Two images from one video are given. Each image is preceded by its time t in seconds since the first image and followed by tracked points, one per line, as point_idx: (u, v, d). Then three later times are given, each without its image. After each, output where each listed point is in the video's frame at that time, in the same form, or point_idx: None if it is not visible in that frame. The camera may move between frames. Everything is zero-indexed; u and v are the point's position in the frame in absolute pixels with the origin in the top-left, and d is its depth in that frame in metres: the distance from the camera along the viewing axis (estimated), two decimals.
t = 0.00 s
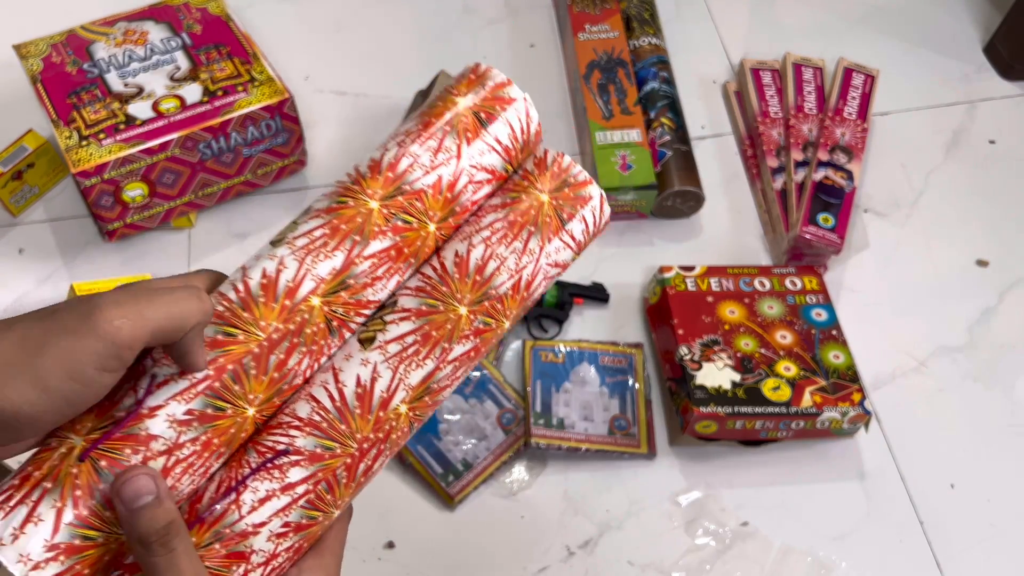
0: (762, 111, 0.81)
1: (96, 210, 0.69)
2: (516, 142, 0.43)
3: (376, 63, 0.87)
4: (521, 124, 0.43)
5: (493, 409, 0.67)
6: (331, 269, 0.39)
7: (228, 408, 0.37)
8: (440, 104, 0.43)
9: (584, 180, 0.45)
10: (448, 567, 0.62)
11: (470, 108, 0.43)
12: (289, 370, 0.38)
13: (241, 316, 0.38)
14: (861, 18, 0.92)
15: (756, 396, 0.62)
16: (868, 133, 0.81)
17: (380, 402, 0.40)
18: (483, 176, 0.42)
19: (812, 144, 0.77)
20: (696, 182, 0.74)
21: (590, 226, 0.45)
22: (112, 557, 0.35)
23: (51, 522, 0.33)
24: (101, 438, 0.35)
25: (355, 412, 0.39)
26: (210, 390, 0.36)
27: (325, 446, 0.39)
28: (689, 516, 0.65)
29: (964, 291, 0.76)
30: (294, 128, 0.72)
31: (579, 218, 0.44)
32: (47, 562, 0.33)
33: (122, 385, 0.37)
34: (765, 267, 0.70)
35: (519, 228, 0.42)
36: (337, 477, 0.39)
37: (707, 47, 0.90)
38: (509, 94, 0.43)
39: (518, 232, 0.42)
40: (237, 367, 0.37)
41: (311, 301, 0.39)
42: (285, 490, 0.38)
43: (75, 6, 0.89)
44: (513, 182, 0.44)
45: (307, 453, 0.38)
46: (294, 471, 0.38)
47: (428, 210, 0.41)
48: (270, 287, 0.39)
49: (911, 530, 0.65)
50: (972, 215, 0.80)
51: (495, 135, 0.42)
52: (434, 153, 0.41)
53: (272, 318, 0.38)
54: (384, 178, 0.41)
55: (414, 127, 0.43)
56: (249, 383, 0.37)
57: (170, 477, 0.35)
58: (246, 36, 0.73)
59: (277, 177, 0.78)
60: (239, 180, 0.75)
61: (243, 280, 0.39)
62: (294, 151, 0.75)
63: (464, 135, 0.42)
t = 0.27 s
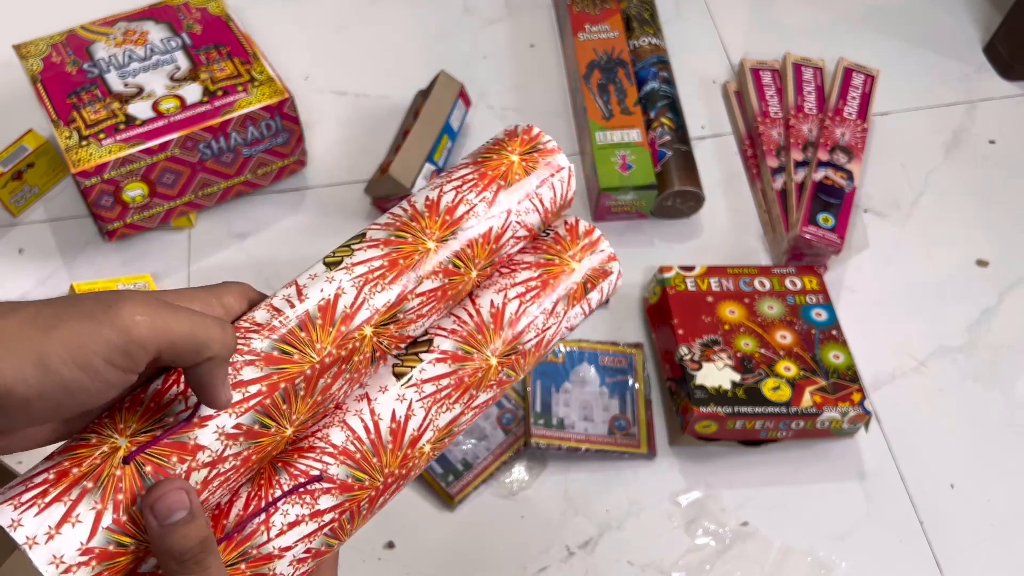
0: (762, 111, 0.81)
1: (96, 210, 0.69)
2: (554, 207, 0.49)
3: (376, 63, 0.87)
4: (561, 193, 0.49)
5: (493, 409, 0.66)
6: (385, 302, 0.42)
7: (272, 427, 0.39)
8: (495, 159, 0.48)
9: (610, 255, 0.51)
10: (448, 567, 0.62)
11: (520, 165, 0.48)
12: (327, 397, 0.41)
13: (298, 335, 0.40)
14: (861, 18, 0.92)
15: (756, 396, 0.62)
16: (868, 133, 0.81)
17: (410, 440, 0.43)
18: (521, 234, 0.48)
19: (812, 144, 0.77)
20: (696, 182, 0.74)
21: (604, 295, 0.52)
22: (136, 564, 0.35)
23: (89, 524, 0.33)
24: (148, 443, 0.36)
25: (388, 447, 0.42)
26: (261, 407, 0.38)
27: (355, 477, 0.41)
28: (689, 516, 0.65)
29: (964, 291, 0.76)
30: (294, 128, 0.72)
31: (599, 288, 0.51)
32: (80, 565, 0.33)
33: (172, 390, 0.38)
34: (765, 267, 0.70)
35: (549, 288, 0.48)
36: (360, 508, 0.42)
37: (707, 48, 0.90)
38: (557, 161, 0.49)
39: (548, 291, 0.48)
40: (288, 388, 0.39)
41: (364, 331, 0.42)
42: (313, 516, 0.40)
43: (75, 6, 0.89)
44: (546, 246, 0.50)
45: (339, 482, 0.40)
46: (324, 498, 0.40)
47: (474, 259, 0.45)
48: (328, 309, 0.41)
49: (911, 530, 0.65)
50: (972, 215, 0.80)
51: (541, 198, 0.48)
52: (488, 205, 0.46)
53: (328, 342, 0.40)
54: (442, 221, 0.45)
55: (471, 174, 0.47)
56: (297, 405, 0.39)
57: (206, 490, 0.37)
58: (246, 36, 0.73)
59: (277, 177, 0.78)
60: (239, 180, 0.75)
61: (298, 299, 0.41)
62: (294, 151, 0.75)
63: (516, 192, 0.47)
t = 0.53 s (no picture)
0: (762, 111, 0.81)
1: (96, 210, 0.69)
2: (583, 203, 0.47)
3: (375, 63, 0.87)
4: (591, 187, 0.47)
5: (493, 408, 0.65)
6: (394, 308, 0.42)
7: (272, 436, 0.39)
8: (521, 152, 0.46)
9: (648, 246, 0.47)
10: (448, 567, 0.62)
11: (548, 161, 0.46)
12: (334, 401, 0.41)
13: (301, 344, 0.40)
14: (862, 18, 0.92)
15: (756, 396, 0.62)
16: (868, 133, 0.81)
17: (429, 441, 0.42)
18: (545, 232, 0.46)
19: (812, 144, 0.77)
20: (696, 182, 0.74)
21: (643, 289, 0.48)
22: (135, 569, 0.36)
23: (84, 535, 0.34)
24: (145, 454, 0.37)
25: (404, 448, 0.41)
26: (260, 418, 0.39)
27: (369, 479, 0.40)
28: (689, 516, 0.65)
29: (964, 291, 0.76)
30: (294, 128, 0.72)
31: (635, 281, 0.47)
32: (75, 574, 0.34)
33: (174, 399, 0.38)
34: (765, 267, 0.70)
35: (582, 286, 0.45)
36: (377, 510, 0.41)
37: (707, 47, 0.90)
38: (586, 154, 0.46)
39: (580, 289, 0.45)
40: (289, 398, 0.39)
41: (372, 337, 0.41)
42: (325, 520, 0.39)
43: (75, 6, 0.89)
44: (580, 238, 0.47)
45: (352, 485, 0.40)
46: (337, 501, 0.40)
47: (493, 260, 0.44)
48: (335, 315, 0.41)
49: (911, 530, 0.65)
50: (972, 216, 0.80)
51: (567, 195, 0.46)
52: (509, 205, 0.45)
53: (332, 351, 0.41)
54: (459, 222, 0.44)
55: (493, 170, 0.45)
56: (298, 416, 0.40)
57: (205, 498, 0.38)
58: (246, 36, 0.73)
59: (277, 177, 0.78)
60: (239, 180, 0.75)
61: (306, 305, 0.41)
62: (294, 151, 0.75)
63: (540, 188, 0.45)
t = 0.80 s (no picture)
0: (761, 111, 0.81)
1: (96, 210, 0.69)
2: (562, 234, 0.49)
3: (375, 63, 0.87)
4: (569, 220, 0.49)
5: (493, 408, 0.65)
6: (389, 329, 0.43)
7: (273, 450, 0.39)
8: (503, 185, 0.48)
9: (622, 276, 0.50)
10: (448, 568, 0.62)
11: (530, 195, 0.48)
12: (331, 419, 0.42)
13: (301, 361, 0.40)
14: (862, 18, 0.92)
15: (756, 396, 0.62)
16: (868, 133, 0.81)
17: (420, 456, 0.43)
18: (528, 261, 0.47)
19: (812, 144, 0.77)
20: (696, 182, 0.74)
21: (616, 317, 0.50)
22: None
23: (94, 541, 0.34)
24: (153, 464, 0.36)
25: (397, 463, 0.42)
26: (262, 430, 0.39)
27: (364, 492, 0.41)
28: (689, 516, 0.65)
29: (964, 290, 0.76)
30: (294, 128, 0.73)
31: (608, 309, 0.49)
32: None
33: (178, 412, 0.38)
34: (765, 267, 0.70)
35: (562, 311, 0.47)
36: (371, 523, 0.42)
37: (707, 47, 0.90)
38: (565, 189, 0.49)
39: (561, 314, 0.47)
40: (290, 412, 0.40)
41: (367, 357, 0.42)
42: (322, 530, 0.39)
43: (75, 6, 0.89)
44: (558, 267, 0.49)
45: (347, 497, 0.40)
46: (334, 513, 0.40)
47: (482, 285, 0.45)
48: (333, 335, 0.41)
49: (911, 530, 0.65)
50: (973, 215, 0.80)
51: (548, 226, 0.47)
52: (496, 233, 0.46)
53: (330, 368, 0.41)
54: (449, 248, 0.45)
55: (479, 203, 0.47)
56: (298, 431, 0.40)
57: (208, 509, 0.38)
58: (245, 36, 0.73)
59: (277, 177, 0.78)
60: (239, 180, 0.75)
61: (305, 325, 0.42)
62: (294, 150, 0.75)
63: (524, 220, 0.47)
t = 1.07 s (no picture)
0: (762, 111, 0.81)
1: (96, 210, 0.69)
2: (567, 240, 0.49)
3: (375, 63, 0.87)
4: (574, 226, 0.48)
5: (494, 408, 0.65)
6: (392, 329, 0.43)
7: (275, 447, 0.39)
8: (508, 190, 0.48)
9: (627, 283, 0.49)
10: (448, 567, 0.62)
11: (534, 200, 0.48)
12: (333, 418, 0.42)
13: (305, 360, 0.41)
14: (862, 18, 0.92)
15: (756, 396, 0.62)
16: (868, 133, 0.81)
17: (421, 458, 0.42)
18: (532, 265, 0.47)
19: (812, 144, 0.77)
20: (696, 182, 0.74)
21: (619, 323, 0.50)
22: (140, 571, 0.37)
23: (95, 534, 0.34)
24: (155, 458, 0.37)
25: (398, 463, 0.41)
26: (264, 428, 0.39)
27: (365, 492, 0.41)
28: (689, 516, 0.65)
29: (964, 290, 0.76)
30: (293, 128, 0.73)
31: (612, 314, 0.49)
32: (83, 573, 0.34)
33: (181, 408, 0.38)
34: (765, 267, 0.70)
35: (566, 315, 0.47)
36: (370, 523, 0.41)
37: (707, 47, 0.90)
38: (571, 195, 0.49)
39: (564, 318, 0.47)
40: (293, 410, 0.40)
41: (371, 357, 0.42)
42: (322, 529, 0.39)
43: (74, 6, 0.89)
44: (562, 272, 0.48)
45: (348, 497, 0.40)
46: (334, 512, 0.40)
47: (485, 287, 0.45)
48: (337, 335, 0.42)
49: (911, 530, 0.65)
50: (972, 215, 0.80)
51: (552, 230, 0.47)
52: (501, 236, 0.46)
53: (333, 367, 0.41)
54: (453, 250, 0.45)
55: (485, 207, 0.47)
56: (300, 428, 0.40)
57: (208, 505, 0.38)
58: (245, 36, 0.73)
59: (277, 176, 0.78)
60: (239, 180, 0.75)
61: (309, 324, 0.42)
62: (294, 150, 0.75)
63: (528, 224, 0.47)
